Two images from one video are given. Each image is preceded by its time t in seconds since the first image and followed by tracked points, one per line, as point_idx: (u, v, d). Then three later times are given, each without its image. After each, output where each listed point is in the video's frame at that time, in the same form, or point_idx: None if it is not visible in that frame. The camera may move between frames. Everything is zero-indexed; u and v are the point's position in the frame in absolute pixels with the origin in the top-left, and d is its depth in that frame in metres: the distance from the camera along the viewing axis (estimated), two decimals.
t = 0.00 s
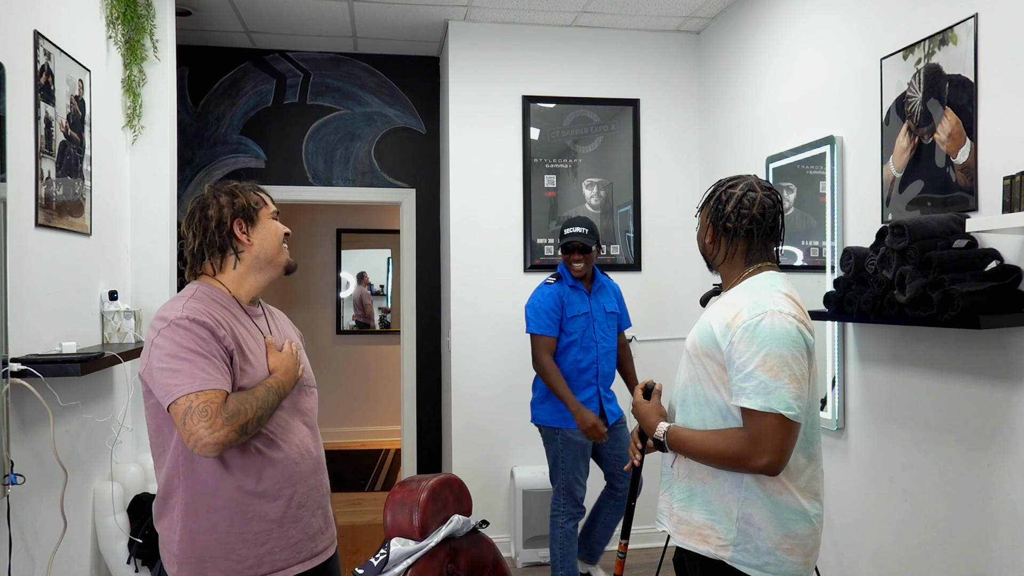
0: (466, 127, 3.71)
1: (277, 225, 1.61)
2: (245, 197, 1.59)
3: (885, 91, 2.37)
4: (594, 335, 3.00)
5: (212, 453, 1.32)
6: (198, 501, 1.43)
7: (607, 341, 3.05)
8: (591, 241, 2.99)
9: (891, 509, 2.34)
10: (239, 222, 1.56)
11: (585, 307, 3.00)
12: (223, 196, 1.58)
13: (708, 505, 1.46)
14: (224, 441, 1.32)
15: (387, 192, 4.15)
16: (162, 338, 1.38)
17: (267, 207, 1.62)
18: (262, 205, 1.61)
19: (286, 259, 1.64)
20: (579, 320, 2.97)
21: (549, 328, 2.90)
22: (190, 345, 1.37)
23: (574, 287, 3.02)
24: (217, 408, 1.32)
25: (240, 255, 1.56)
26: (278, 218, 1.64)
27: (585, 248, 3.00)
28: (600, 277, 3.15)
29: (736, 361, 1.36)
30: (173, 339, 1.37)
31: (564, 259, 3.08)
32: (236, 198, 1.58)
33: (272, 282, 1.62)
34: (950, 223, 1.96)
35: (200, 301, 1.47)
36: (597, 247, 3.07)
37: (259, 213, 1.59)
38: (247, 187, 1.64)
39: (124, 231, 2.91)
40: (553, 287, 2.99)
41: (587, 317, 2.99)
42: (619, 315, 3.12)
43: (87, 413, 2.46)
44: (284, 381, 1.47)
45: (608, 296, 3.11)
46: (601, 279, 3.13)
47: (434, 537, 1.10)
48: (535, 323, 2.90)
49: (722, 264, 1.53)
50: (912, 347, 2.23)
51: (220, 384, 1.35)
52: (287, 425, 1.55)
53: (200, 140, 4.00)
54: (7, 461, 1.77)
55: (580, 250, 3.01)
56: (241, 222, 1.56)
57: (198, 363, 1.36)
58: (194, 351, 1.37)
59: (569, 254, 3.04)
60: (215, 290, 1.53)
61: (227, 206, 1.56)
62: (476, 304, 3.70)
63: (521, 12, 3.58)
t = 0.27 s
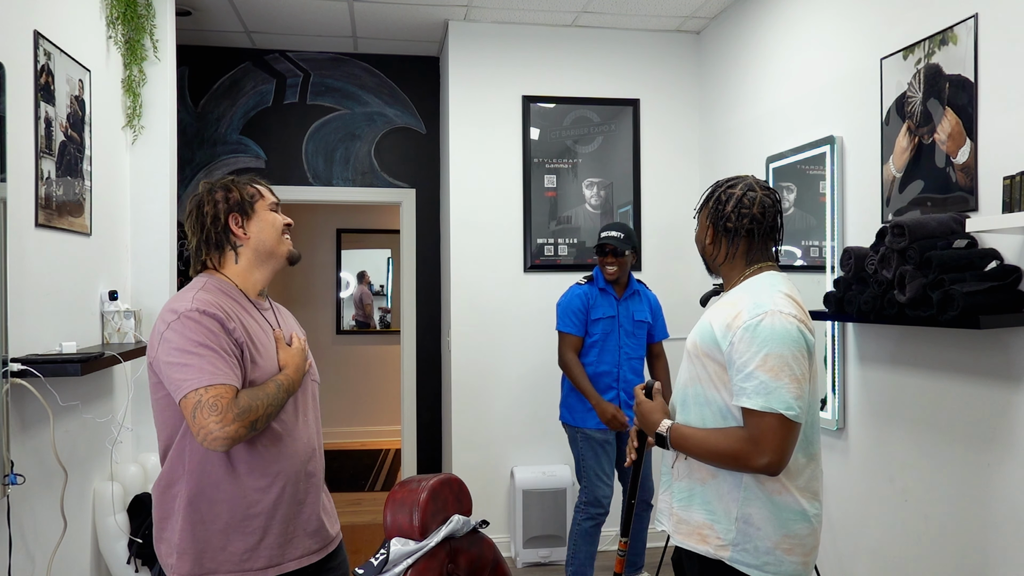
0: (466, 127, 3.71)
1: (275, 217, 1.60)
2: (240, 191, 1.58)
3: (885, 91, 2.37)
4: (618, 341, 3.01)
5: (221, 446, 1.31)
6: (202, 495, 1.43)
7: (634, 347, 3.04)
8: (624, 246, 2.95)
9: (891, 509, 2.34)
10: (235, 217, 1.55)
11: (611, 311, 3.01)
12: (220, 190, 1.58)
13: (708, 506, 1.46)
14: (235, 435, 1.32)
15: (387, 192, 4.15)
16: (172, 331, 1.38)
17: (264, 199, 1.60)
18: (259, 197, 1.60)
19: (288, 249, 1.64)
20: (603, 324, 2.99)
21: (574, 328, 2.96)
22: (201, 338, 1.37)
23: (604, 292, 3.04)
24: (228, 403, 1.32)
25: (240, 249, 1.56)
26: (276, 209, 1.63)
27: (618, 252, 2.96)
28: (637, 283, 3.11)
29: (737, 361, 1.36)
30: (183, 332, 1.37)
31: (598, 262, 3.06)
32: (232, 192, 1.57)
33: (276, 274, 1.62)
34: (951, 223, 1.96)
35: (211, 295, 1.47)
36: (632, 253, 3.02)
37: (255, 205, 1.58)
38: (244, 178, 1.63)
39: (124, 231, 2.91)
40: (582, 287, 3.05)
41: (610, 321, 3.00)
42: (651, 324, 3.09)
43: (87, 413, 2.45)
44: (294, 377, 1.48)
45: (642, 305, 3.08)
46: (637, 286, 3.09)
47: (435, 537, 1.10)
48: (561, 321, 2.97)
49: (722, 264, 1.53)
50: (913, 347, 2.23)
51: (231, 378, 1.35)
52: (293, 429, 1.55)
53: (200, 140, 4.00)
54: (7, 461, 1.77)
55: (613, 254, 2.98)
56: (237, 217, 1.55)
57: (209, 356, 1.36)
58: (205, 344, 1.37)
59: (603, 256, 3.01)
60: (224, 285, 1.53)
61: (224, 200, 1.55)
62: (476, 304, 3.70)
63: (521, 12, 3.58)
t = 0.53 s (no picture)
0: (466, 127, 3.71)
1: (296, 218, 1.60)
2: (261, 194, 1.60)
3: (885, 91, 2.37)
4: (622, 335, 3.09)
5: (230, 454, 1.33)
6: (224, 493, 1.44)
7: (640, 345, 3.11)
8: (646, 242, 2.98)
9: (891, 510, 2.34)
10: (254, 220, 1.57)
11: (620, 307, 3.10)
12: (243, 194, 1.60)
13: (708, 505, 1.46)
14: (245, 444, 1.33)
15: (386, 192, 4.15)
16: (189, 338, 1.39)
17: (286, 200, 1.61)
18: (279, 199, 1.61)
19: (311, 250, 1.63)
20: (609, 318, 3.08)
21: (579, 318, 3.11)
22: (216, 346, 1.38)
23: (615, 286, 3.12)
24: (235, 414, 1.33)
25: (261, 252, 1.58)
26: (301, 209, 1.64)
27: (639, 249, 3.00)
28: (655, 284, 3.20)
29: (736, 361, 1.36)
30: (198, 340, 1.38)
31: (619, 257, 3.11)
32: (254, 195, 1.59)
33: (300, 276, 1.63)
34: (951, 223, 1.96)
35: (232, 300, 1.47)
36: (655, 250, 3.05)
37: (275, 207, 1.59)
38: (269, 180, 1.64)
39: (124, 231, 2.91)
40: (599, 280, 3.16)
41: (617, 316, 3.09)
42: (662, 324, 3.17)
43: (87, 413, 2.46)
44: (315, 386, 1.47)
45: (655, 305, 3.16)
46: (653, 286, 3.17)
47: (435, 537, 1.10)
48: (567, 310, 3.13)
49: (724, 264, 1.52)
50: (913, 347, 2.23)
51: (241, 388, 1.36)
52: (317, 429, 1.54)
53: (200, 140, 4.00)
54: (6, 461, 1.76)
55: (632, 249, 3.02)
56: (256, 219, 1.57)
57: (222, 364, 1.36)
58: (219, 352, 1.37)
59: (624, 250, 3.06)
60: (248, 289, 1.53)
61: (245, 204, 1.58)
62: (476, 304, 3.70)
63: (521, 12, 3.58)
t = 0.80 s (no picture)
0: (466, 127, 3.71)
1: (347, 221, 1.61)
2: (317, 195, 1.62)
3: (885, 91, 2.37)
4: (611, 334, 3.11)
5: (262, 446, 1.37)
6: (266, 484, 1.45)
7: (630, 344, 3.10)
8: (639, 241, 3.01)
9: (892, 509, 2.34)
10: (308, 218, 1.59)
11: (609, 305, 3.14)
12: (303, 195, 1.62)
13: (708, 504, 1.46)
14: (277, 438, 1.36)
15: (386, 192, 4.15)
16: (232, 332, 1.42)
17: (342, 203, 1.62)
18: (335, 201, 1.62)
19: (357, 254, 1.62)
20: (597, 316, 3.13)
21: (571, 315, 3.24)
22: (253, 341, 1.40)
23: (607, 285, 3.16)
24: (266, 406, 1.37)
25: (310, 250, 1.59)
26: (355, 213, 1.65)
27: (633, 247, 3.03)
28: (649, 280, 3.14)
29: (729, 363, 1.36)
30: (238, 333, 1.41)
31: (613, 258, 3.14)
32: (311, 196, 1.62)
33: (344, 278, 1.63)
34: (950, 223, 1.96)
35: (274, 296, 1.49)
36: (648, 251, 3.07)
37: (330, 208, 1.60)
38: (328, 183, 1.66)
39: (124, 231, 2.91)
40: (593, 277, 3.23)
41: (606, 315, 3.13)
42: (655, 323, 3.11)
43: (87, 414, 2.46)
44: (354, 385, 1.46)
45: (647, 304, 3.12)
46: (648, 284, 3.13)
47: (435, 537, 1.10)
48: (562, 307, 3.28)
49: (725, 260, 1.52)
50: (913, 347, 2.23)
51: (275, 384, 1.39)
52: (362, 421, 1.53)
53: (200, 140, 4.00)
54: (7, 461, 1.76)
55: (627, 249, 3.04)
56: (310, 218, 1.59)
57: (257, 360, 1.39)
58: (255, 347, 1.40)
59: (618, 250, 3.09)
60: (293, 286, 1.55)
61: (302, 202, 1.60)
62: (476, 304, 3.70)
63: (521, 12, 3.58)
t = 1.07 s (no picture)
0: (465, 126, 3.71)
1: (385, 226, 1.62)
2: (358, 199, 1.64)
3: (886, 90, 2.37)
4: (589, 332, 3.14)
5: (281, 440, 1.37)
6: (288, 478, 1.45)
7: (609, 341, 3.12)
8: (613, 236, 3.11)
9: (892, 509, 2.34)
10: (346, 222, 1.60)
11: (584, 304, 3.16)
12: (344, 199, 1.65)
13: (707, 508, 1.46)
14: (296, 434, 1.36)
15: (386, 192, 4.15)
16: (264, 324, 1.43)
17: (380, 210, 1.64)
18: (374, 206, 1.64)
19: (391, 259, 1.63)
20: (574, 316, 3.15)
21: (550, 320, 3.26)
22: (284, 335, 1.41)
23: (580, 285, 3.20)
24: (291, 404, 1.37)
25: (345, 252, 1.60)
26: (392, 219, 1.66)
27: (607, 242, 3.11)
28: (623, 275, 3.19)
29: (731, 367, 1.36)
30: (270, 326, 1.42)
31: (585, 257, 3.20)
32: (352, 200, 1.64)
33: (377, 282, 1.64)
34: (950, 223, 1.96)
35: (309, 292, 1.50)
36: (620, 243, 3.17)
37: (368, 213, 1.62)
38: (369, 188, 1.68)
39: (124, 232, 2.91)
40: (566, 279, 3.26)
41: (582, 314, 3.15)
42: (632, 317, 3.13)
43: (86, 414, 2.45)
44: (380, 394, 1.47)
45: (623, 298, 3.15)
46: (621, 278, 3.18)
47: (434, 537, 1.10)
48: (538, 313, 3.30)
49: (735, 258, 1.52)
50: (913, 347, 2.23)
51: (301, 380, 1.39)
52: (384, 429, 1.53)
53: (200, 140, 4.00)
54: (7, 461, 1.76)
55: (602, 245, 3.12)
56: (349, 221, 1.60)
57: (287, 354, 1.39)
58: (285, 341, 1.40)
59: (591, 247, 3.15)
60: (327, 285, 1.56)
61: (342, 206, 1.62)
62: (475, 304, 3.70)
63: (521, 12, 3.58)
